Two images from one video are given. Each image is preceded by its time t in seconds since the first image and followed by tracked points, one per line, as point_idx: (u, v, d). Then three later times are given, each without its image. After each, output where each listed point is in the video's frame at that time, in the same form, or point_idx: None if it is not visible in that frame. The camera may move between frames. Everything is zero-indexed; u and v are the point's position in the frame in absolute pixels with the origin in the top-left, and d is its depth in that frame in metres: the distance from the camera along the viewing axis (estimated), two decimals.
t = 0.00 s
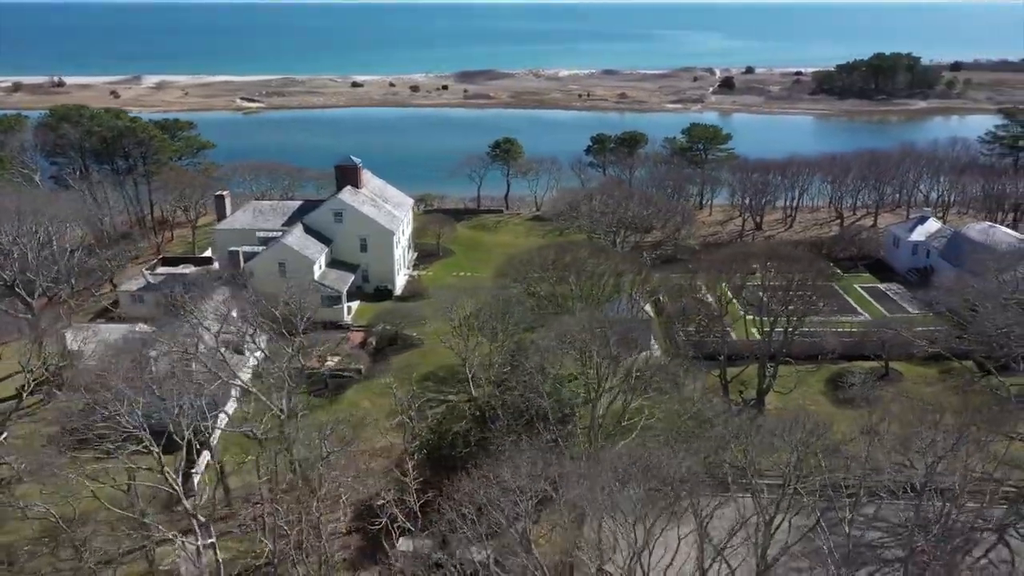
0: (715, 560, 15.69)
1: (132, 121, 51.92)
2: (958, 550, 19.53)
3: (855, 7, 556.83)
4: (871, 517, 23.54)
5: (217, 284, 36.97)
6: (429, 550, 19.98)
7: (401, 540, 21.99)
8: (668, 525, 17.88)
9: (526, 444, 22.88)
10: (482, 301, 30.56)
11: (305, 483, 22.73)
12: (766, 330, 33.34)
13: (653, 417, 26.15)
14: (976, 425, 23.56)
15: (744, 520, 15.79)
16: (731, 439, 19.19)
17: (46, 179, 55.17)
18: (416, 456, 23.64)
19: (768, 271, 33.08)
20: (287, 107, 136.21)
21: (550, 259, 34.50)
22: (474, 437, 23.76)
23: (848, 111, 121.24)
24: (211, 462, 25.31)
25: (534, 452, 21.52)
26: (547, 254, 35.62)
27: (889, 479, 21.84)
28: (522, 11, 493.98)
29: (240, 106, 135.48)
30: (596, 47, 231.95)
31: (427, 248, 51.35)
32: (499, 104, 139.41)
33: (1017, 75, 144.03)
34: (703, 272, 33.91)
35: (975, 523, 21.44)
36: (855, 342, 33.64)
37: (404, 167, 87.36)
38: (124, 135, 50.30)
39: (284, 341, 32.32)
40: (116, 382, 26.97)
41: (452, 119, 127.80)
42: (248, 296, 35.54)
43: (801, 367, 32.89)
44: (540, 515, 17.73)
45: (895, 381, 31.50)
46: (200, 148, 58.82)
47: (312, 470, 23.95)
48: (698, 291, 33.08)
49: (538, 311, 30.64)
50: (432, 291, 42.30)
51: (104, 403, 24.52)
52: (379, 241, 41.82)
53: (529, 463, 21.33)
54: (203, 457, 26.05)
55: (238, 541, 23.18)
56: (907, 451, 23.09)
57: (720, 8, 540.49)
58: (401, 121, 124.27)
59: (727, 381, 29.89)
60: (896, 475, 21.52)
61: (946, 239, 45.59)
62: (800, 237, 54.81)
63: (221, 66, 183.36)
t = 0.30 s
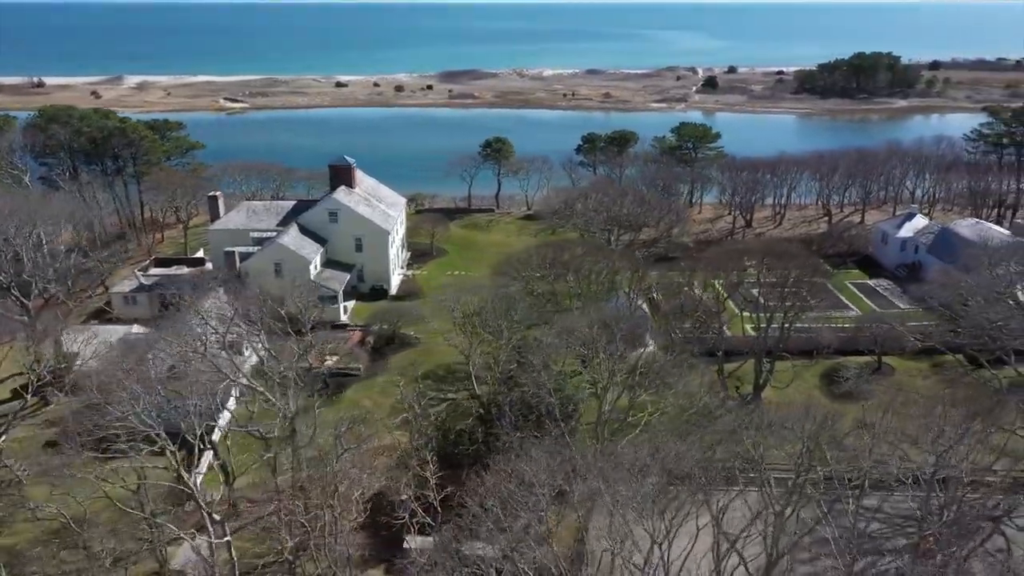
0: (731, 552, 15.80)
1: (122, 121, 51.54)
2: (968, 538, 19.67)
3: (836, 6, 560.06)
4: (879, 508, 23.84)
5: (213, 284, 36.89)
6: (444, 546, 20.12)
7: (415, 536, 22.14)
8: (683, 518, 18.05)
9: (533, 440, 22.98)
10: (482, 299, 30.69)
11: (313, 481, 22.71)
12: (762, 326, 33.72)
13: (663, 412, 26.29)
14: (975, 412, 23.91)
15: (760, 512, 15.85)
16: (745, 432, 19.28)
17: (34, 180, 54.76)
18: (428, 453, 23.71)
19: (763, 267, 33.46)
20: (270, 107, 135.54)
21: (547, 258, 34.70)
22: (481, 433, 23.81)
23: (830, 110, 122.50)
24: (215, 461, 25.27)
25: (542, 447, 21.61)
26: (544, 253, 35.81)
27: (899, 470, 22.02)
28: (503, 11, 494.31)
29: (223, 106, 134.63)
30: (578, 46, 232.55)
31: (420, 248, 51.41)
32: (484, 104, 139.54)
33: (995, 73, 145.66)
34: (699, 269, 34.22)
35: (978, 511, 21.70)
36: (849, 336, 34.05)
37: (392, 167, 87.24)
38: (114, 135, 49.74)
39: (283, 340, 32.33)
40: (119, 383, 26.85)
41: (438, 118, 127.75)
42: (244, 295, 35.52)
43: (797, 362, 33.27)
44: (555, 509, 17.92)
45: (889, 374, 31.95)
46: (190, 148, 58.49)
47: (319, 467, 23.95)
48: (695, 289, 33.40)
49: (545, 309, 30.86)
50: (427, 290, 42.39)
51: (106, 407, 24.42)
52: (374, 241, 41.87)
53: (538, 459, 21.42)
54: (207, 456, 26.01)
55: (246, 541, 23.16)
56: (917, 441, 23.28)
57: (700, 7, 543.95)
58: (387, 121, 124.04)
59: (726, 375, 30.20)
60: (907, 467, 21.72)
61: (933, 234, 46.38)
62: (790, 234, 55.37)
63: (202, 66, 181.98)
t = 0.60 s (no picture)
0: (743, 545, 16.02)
1: (112, 121, 51.08)
2: (975, 527, 19.93)
3: (812, 6, 564.12)
4: (884, 499, 24.13)
5: (209, 284, 36.70)
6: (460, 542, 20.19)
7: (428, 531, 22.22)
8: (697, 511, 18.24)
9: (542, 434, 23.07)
10: (484, 295, 30.82)
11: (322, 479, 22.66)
12: (756, 321, 34.14)
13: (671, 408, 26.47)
14: (973, 405, 24.30)
15: (770, 505, 16.12)
16: (756, 425, 19.47)
17: (22, 181, 54.25)
18: (439, 450, 23.77)
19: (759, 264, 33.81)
20: (253, 107, 134.86)
21: (545, 257, 34.95)
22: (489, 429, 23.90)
23: (813, 109, 123.63)
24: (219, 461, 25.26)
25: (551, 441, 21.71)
26: (543, 253, 36.02)
27: (905, 462, 22.30)
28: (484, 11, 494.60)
29: (206, 107, 133.73)
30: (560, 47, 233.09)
31: (414, 247, 51.50)
32: (469, 104, 139.66)
33: (973, 72, 147.70)
34: (697, 267, 34.55)
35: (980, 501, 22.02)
36: (843, 331, 34.54)
37: (381, 167, 87.08)
38: (104, 136, 49.36)
39: (283, 337, 32.24)
40: (123, 382, 26.69)
41: (424, 119, 127.60)
42: (240, 293, 35.33)
43: (792, 358, 33.76)
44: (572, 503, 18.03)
45: (882, 368, 32.52)
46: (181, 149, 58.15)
47: (328, 465, 23.85)
48: (692, 286, 33.74)
49: (549, 306, 31.01)
50: (423, 290, 42.54)
51: (111, 409, 24.33)
52: (369, 241, 41.94)
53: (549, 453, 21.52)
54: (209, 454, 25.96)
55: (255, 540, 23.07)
56: (922, 434, 23.54)
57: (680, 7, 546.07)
58: (374, 122, 123.76)
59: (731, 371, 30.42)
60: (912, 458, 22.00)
61: (921, 231, 47.14)
62: (779, 232, 55.97)
63: (182, 67, 180.50)
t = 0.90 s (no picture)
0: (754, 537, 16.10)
1: (100, 122, 50.60)
2: (980, 514, 20.17)
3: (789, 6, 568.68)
4: (894, 490, 24.25)
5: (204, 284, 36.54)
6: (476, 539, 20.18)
7: (438, 529, 22.21)
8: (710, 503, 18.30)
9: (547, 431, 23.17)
10: (483, 293, 30.92)
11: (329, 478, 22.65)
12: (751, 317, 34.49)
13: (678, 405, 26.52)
14: (969, 395, 24.70)
15: (781, 497, 16.24)
16: (767, 418, 19.54)
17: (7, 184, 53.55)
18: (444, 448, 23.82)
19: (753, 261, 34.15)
20: (235, 108, 133.86)
21: (541, 256, 35.11)
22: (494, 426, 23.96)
23: (794, 107, 124.71)
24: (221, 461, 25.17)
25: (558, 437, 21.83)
26: (538, 253, 36.15)
27: (915, 453, 22.37)
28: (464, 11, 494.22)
29: (187, 108, 132.52)
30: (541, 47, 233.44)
31: (405, 247, 51.46)
32: (453, 104, 139.58)
33: (949, 71, 149.83)
34: (691, 264, 34.84)
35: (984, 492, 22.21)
36: (835, 327, 35.00)
37: (368, 167, 86.77)
38: (92, 137, 48.91)
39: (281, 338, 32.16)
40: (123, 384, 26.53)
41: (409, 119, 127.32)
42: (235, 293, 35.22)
43: (786, 354, 34.15)
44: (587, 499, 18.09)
45: (874, 362, 33.01)
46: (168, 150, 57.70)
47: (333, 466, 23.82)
48: (687, 284, 34.04)
49: (551, 305, 31.14)
50: (416, 289, 42.57)
51: (114, 410, 24.19)
52: (362, 241, 41.93)
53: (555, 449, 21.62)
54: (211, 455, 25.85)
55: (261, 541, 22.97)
56: (929, 426, 23.61)
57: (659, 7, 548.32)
58: (358, 122, 123.32)
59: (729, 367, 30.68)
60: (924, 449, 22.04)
61: (906, 228, 47.62)
62: (767, 229, 56.47)
63: (160, 67, 178.75)
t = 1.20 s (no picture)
0: (763, 529, 16.33)
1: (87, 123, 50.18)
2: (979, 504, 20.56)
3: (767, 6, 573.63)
4: (899, 482, 24.50)
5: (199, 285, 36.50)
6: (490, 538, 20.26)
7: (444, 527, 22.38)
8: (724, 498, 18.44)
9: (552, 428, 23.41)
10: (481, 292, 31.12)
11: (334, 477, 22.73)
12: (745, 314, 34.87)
13: (685, 400, 26.63)
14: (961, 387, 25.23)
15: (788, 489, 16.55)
16: (775, 412, 19.66)
17: None
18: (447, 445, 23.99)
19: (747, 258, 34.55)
20: (216, 109, 132.78)
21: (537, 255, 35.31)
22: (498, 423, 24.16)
23: (774, 107, 125.74)
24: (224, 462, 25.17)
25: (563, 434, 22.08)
26: (533, 252, 36.32)
27: (922, 444, 22.53)
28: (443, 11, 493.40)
29: (167, 109, 131.25)
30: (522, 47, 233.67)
31: (396, 247, 51.47)
32: (436, 104, 139.40)
33: (925, 70, 151.92)
34: (684, 262, 35.16)
35: (989, 482, 22.44)
36: (826, 323, 35.49)
37: (354, 167, 86.47)
38: (79, 139, 48.52)
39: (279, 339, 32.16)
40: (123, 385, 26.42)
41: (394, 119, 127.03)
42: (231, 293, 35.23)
43: (780, 350, 34.60)
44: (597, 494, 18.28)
45: (865, 357, 33.53)
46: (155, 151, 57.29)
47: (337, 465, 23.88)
48: (681, 281, 34.36)
49: (550, 303, 31.31)
50: (410, 289, 42.63)
51: (116, 410, 24.12)
52: (355, 241, 41.95)
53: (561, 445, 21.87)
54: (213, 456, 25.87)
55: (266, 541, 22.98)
56: (930, 418, 23.91)
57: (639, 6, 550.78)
58: (343, 123, 122.88)
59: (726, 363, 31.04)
60: (930, 440, 22.18)
61: (892, 225, 48.28)
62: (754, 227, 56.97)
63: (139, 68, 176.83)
